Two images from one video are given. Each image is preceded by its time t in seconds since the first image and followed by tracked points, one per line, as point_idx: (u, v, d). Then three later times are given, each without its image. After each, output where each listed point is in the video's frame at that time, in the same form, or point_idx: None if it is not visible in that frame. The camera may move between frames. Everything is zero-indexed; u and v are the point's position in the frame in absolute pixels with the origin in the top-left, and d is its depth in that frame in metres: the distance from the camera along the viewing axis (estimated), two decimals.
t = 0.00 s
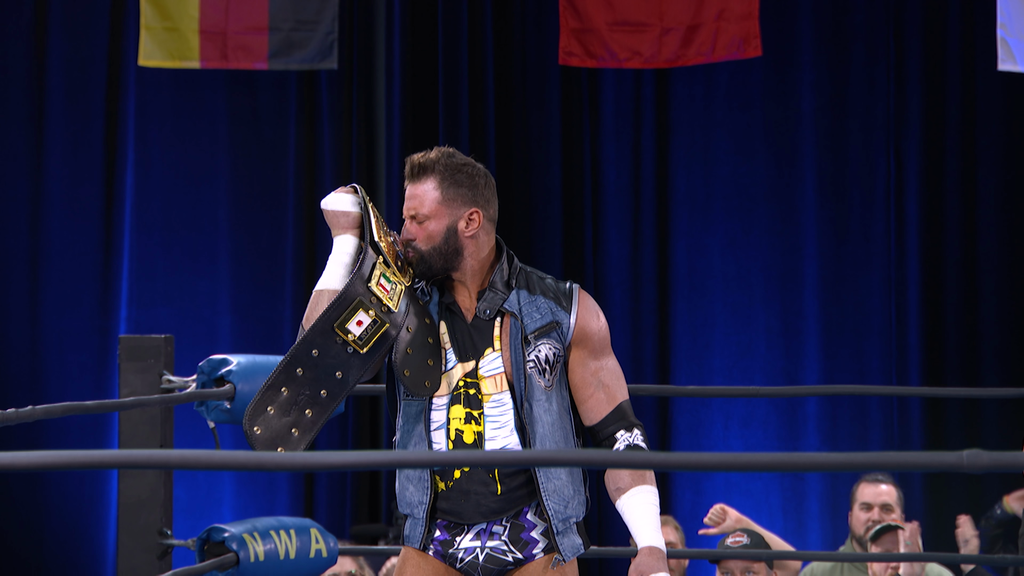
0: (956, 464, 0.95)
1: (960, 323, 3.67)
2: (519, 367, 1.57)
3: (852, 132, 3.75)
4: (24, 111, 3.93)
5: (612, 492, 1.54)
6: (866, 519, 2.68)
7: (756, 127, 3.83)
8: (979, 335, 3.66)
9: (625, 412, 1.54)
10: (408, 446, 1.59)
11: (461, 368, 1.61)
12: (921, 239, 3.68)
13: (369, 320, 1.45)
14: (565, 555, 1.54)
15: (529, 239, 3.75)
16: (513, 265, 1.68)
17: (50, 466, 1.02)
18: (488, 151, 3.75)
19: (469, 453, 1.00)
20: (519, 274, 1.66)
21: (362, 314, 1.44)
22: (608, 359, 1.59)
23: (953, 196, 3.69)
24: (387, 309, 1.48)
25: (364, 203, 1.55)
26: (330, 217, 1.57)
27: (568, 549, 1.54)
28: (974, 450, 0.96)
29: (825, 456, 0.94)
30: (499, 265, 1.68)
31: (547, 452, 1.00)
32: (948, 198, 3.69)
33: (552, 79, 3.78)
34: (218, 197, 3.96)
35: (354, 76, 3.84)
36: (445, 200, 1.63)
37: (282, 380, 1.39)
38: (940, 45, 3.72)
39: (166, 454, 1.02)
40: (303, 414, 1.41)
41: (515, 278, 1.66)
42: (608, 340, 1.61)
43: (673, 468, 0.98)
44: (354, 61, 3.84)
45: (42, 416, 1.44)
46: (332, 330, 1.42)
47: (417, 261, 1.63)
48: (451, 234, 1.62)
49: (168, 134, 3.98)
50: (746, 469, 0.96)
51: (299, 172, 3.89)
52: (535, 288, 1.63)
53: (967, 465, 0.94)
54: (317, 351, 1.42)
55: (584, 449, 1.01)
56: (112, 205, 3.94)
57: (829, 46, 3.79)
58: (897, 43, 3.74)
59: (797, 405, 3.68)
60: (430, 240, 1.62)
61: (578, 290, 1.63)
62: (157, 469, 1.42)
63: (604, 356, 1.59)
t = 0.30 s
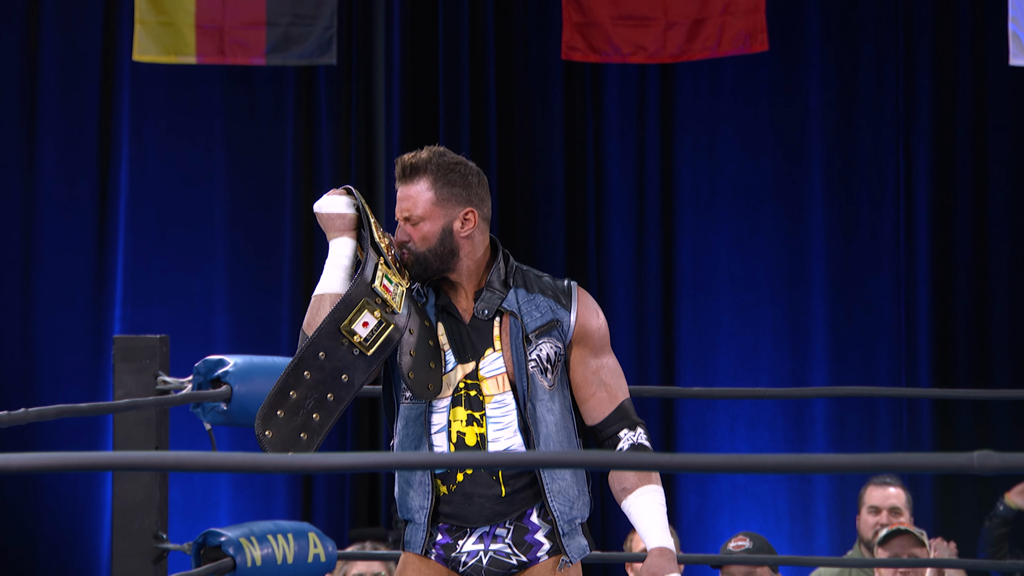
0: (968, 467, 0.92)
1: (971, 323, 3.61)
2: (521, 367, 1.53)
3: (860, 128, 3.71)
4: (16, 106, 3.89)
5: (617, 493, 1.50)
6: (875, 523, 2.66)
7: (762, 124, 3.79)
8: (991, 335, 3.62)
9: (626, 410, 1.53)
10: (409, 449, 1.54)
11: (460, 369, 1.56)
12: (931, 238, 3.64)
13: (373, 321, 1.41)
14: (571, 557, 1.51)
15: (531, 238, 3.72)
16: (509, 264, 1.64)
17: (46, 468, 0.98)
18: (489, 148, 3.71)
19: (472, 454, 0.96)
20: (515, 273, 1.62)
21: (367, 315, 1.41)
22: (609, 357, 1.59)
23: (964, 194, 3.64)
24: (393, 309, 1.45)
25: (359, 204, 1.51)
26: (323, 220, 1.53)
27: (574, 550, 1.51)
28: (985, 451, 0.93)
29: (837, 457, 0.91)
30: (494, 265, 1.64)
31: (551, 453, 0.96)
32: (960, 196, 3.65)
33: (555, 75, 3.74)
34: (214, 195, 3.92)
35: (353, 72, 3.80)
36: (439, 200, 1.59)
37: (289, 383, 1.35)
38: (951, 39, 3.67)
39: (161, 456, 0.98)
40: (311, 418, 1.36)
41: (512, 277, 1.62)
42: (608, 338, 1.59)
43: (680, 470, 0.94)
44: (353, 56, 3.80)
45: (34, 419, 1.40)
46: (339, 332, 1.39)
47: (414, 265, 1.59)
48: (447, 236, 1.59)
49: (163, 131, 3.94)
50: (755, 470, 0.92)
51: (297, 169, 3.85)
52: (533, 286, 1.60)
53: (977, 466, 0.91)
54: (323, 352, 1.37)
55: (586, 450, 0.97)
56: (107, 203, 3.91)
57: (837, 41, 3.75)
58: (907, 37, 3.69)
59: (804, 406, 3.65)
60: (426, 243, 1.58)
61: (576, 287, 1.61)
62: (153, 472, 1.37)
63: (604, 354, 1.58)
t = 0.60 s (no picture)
0: (979, 469, 0.89)
1: (980, 322, 3.57)
2: (522, 366, 1.49)
3: (868, 125, 3.66)
4: (8, 102, 3.85)
5: (620, 494, 1.46)
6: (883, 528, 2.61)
7: (768, 120, 3.75)
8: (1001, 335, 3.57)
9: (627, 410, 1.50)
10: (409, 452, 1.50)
11: (459, 371, 1.52)
12: (941, 237, 3.59)
13: (368, 324, 1.37)
14: (576, 559, 1.48)
15: (533, 237, 3.68)
16: (506, 263, 1.60)
17: (40, 471, 0.93)
18: (490, 146, 3.67)
19: (474, 456, 0.92)
20: (513, 273, 1.58)
21: (362, 318, 1.36)
22: (609, 356, 1.55)
23: (975, 192, 3.59)
24: (388, 311, 1.40)
25: (354, 205, 1.49)
26: (318, 223, 1.51)
27: (578, 552, 1.48)
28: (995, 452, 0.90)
29: (848, 460, 0.88)
30: (490, 265, 1.60)
31: (554, 455, 0.92)
32: (970, 194, 3.60)
33: (557, 69, 3.70)
34: (210, 193, 3.88)
35: (351, 68, 3.77)
36: (433, 200, 1.54)
37: (276, 384, 1.31)
38: (962, 34, 3.63)
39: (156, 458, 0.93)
40: (297, 420, 1.33)
41: (509, 276, 1.58)
42: (608, 337, 1.56)
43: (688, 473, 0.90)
44: (351, 50, 3.76)
45: (26, 421, 1.36)
46: (330, 334, 1.34)
47: (409, 267, 1.54)
48: (443, 237, 1.54)
49: (158, 128, 3.90)
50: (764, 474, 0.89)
51: (295, 166, 3.82)
52: (531, 286, 1.56)
53: (988, 469, 0.88)
54: (313, 354, 1.33)
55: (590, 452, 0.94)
56: (100, 200, 3.87)
57: (844, 36, 3.70)
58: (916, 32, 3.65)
59: (811, 408, 3.61)
60: (421, 244, 1.53)
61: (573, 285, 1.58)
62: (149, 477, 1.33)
63: (604, 352, 1.54)
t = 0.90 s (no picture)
0: (998, 473, 0.82)
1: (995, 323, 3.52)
2: (524, 367, 1.45)
3: (880, 122, 3.63)
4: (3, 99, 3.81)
5: (626, 496, 1.41)
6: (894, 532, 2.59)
7: (779, 116, 3.71)
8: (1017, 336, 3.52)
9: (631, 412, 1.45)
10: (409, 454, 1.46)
11: (460, 373, 1.48)
12: (955, 236, 3.54)
13: (366, 327, 1.33)
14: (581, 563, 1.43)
15: (538, 236, 3.64)
16: (506, 263, 1.56)
17: (34, 475, 0.89)
18: (495, 143, 3.63)
19: (477, 460, 0.87)
20: (513, 273, 1.54)
21: (361, 321, 1.33)
22: (613, 356, 1.51)
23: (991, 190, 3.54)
24: (386, 314, 1.37)
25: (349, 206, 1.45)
26: (314, 226, 1.47)
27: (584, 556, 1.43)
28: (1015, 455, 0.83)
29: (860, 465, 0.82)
30: (490, 265, 1.56)
31: (556, 459, 0.87)
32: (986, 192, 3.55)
33: (563, 64, 3.67)
34: (209, 191, 3.84)
35: (352, 64, 3.74)
36: (431, 200, 1.50)
37: (276, 391, 1.27)
38: (976, 28, 3.58)
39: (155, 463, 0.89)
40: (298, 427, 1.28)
41: (510, 275, 1.54)
42: (611, 337, 1.52)
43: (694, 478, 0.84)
44: (352, 45, 3.72)
45: (23, 422, 1.31)
46: (329, 339, 1.30)
47: (408, 269, 1.50)
48: (442, 238, 1.50)
49: (156, 125, 3.87)
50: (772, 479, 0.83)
51: (295, 163, 3.78)
52: (532, 285, 1.52)
53: (1005, 475, 0.80)
54: (312, 360, 1.29)
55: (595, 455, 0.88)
56: (97, 198, 3.82)
57: (856, 31, 3.66)
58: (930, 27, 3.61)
59: (822, 410, 3.57)
60: (419, 245, 1.49)
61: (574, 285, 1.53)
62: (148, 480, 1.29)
63: (607, 352, 1.50)
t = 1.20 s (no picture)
0: None
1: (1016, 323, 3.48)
2: (538, 367, 1.41)
3: (898, 119, 3.58)
4: (7, 95, 3.78)
5: (633, 506, 1.37)
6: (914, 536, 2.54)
7: (795, 113, 3.67)
8: None
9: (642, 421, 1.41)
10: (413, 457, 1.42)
11: (470, 376, 1.44)
12: (975, 235, 3.50)
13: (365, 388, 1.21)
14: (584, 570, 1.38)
15: (550, 234, 3.61)
16: (520, 265, 1.53)
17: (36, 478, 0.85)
18: (506, 141, 3.60)
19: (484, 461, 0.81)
20: (529, 274, 1.51)
21: (360, 381, 1.20)
22: (625, 365, 1.48)
23: (1011, 188, 3.50)
24: (382, 366, 1.24)
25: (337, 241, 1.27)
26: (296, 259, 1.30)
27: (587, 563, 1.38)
28: None
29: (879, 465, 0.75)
30: (505, 264, 1.52)
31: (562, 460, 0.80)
32: (1007, 190, 3.51)
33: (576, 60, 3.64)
34: (214, 189, 3.81)
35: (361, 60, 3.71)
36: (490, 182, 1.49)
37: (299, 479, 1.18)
38: (997, 23, 3.54)
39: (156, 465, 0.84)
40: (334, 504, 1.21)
41: (525, 278, 1.51)
42: (624, 345, 1.49)
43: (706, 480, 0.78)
44: (361, 41, 3.70)
45: (25, 423, 1.26)
46: (331, 409, 1.18)
47: (477, 252, 1.45)
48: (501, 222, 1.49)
49: (162, 121, 3.83)
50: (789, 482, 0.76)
51: (303, 159, 3.75)
52: (547, 287, 1.49)
53: None
54: (322, 435, 1.19)
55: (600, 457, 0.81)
56: (101, 196, 3.79)
57: (873, 26, 3.63)
58: (949, 22, 3.57)
59: (840, 413, 3.53)
60: (487, 226, 1.45)
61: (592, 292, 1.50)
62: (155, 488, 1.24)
63: (620, 361, 1.47)
